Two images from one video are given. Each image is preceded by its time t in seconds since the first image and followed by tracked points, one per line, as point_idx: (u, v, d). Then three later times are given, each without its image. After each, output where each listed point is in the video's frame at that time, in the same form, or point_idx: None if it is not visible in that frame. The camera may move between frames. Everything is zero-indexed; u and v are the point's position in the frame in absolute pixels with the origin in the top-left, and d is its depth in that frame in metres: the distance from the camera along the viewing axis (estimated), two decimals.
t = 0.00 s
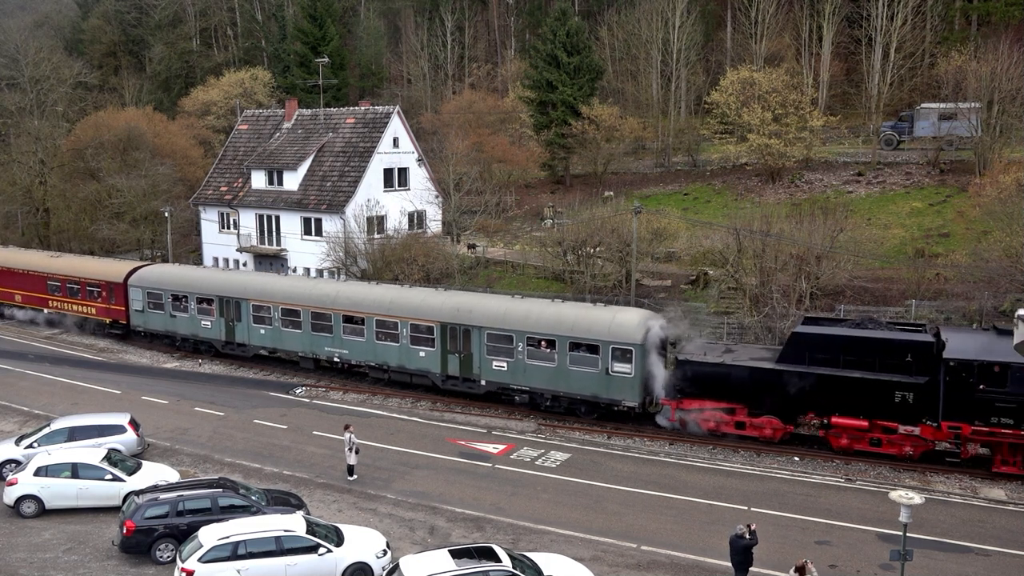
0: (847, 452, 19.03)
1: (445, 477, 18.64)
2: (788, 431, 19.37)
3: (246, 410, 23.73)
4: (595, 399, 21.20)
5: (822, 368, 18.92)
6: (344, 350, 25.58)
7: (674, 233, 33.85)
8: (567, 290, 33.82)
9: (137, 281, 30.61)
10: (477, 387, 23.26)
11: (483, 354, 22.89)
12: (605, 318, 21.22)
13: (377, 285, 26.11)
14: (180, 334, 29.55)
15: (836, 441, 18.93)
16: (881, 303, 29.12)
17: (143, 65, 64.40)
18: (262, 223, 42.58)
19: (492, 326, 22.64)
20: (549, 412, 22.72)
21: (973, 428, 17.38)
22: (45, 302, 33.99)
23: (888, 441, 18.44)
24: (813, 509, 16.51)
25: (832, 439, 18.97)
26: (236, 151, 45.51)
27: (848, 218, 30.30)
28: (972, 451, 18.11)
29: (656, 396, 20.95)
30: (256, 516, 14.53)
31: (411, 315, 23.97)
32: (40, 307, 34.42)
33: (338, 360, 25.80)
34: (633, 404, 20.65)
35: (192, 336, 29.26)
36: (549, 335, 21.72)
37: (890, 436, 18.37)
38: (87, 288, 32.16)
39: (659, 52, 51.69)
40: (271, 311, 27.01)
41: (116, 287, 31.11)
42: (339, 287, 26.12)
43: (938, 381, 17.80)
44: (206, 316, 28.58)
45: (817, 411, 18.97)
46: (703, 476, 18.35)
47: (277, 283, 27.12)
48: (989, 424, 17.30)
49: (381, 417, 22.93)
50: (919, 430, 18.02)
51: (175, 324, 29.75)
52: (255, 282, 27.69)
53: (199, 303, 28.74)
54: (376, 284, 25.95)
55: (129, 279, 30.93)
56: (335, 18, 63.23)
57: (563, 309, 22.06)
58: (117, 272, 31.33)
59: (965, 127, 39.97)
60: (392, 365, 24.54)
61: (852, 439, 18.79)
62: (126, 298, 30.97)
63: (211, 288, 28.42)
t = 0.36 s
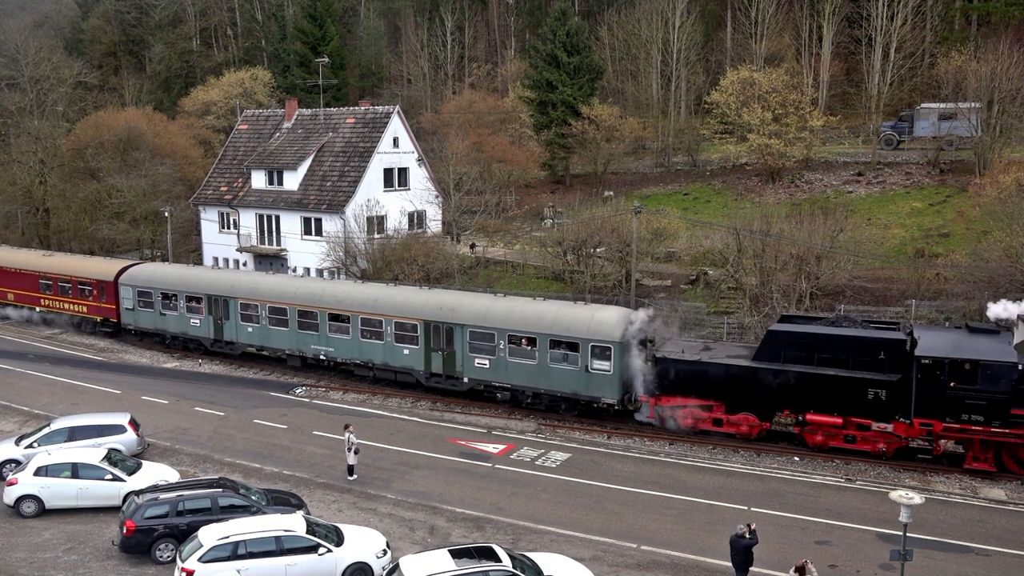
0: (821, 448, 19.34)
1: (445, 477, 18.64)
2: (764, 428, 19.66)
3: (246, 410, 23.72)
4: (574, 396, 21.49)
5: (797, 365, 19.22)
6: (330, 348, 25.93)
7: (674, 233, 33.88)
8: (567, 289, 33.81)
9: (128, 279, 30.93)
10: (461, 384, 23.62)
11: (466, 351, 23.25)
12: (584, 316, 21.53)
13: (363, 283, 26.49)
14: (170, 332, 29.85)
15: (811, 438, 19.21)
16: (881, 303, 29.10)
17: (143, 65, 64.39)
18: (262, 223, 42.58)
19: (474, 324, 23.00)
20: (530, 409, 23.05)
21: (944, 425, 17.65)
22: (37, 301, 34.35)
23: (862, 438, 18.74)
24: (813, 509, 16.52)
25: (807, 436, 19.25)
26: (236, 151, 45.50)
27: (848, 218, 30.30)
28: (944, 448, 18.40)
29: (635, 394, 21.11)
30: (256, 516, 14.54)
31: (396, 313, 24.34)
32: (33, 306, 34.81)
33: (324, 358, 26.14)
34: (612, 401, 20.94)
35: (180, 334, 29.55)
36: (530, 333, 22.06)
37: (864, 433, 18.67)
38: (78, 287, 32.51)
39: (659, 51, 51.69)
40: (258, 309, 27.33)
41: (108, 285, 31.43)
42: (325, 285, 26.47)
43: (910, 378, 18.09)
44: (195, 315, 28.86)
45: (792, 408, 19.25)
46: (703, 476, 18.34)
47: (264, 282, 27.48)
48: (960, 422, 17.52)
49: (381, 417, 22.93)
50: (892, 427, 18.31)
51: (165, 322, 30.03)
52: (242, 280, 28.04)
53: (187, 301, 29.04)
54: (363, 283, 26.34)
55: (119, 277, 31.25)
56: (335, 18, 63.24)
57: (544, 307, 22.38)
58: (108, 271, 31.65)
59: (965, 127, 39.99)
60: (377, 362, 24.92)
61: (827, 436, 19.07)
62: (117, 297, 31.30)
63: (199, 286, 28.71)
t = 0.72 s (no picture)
0: (796, 445, 19.59)
1: (444, 477, 18.64)
2: (740, 425, 19.93)
3: (245, 410, 23.73)
4: (554, 393, 21.78)
5: (771, 362, 19.47)
6: (316, 346, 26.33)
7: (674, 233, 34.02)
8: (567, 289, 33.80)
9: (118, 278, 31.23)
10: (443, 382, 23.93)
11: (448, 349, 23.56)
12: (563, 313, 21.84)
13: (349, 282, 26.81)
14: (159, 331, 30.22)
15: (786, 435, 19.50)
16: (881, 303, 29.10)
17: (143, 65, 64.36)
18: (262, 223, 42.59)
19: (456, 322, 23.32)
20: (512, 407, 23.27)
21: (915, 422, 17.93)
22: (29, 300, 34.76)
23: (835, 435, 18.94)
24: (813, 509, 16.52)
25: (781, 433, 19.55)
26: (236, 151, 45.51)
27: (848, 218, 30.29)
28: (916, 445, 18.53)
29: (614, 392, 21.41)
30: (256, 516, 14.53)
31: (380, 311, 24.68)
32: (26, 304, 35.20)
33: (311, 356, 26.54)
34: (591, 398, 21.17)
35: (170, 333, 29.92)
36: (511, 331, 22.36)
37: (837, 430, 18.88)
38: (69, 285, 32.94)
39: (658, 51, 51.67)
40: (245, 308, 27.68)
41: (98, 284, 31.74)
42: (311, 284, 26.79)
43: (882, 376, 18.32)
44: (184, 313, 29.23)
45: (767, 405, 19.44)
46: (703, 476, 18.34)
47: (251, 281, 27.83)
48: (930, 419, 17.79)
49: (382, 417, 22.92)
50: (865, 424, 18.49)
51: (155, 321, 30.41)
52: (230, 279, 28.38)
53: (177, 300, 29.41)
54: (348, 282, 26.66)
55: (109, 277, 31.51)
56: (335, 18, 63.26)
57: (524, 306, 22.68)
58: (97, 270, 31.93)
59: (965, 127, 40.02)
60: (362, 360, 25.27)
61: (802, 433, 19.31)
62: (107, 295, 31.68)
63: (188, 285, 29.05)
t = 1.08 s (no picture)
0: (772, 442, 19.70)
1: (444, 477, 18.64)
2: (716, 422, 20.09)
3: (245, 410, 23.73)
4: (534, 390, 22.14)
5: (745, 359, 19.63)
6: (302, 344, 26.67)
7: (674, 233, 34.11)
8: (567, 290, 33.80)
9: (107, 277, 31.53)
10: (426, 379, 24.29)
11: (431, 347, 23.91)
12: (543, 312, 22.17)
13: (333, 280, 27.12)
14: (149, 329, 30.58)
15: (761, 432, 19.65)
16: (881, 303, 29.10)
17: (143, 65, 64.34)
18: (262, 223, 42.59)
19: (438, 320, 23.66)
20: (493, 404, 23.63)
21: (886, 418, 18.19)
22: (20, 297, 35.12)
23: (809, 432, 19.07)
24: (813, 509, 16.52)
25: (757, 430, 19.70)
26: (236, 151, 45.51)
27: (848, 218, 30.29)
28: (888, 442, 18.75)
29: (593, 389, 21.75)
30: (256, 516, 14.53)
31: (364, 310, 25.03)
32: (16, 302, 35.59)
33: (296, 353, 26.88)
34: (570, 396, 21.52)
35: (159, 331, 30.28)
36: (492, 329, 22.71)
37: (810, 426, 19.02)
38: (59, 284, 33.27)
39: (658, 52, 51.68)
40: (232, 306, 28.01)
41: (88, 283, 32.09)
42: (297, 283, 27.11)
43: (855, 373, 18.46)
44: (172, 312, 29.57)
45: (742, 402, 19.59)
46: (703, 476, 18.33)
47: (237, 280, 28.15)
48: (901, 416, 18.04)
49: (381, 417, 22.93)
50: (838, 421, 18.67)
51: (144, 319, 30.77)
52: (218, 278, 28.72)
53: (165, 299, 29.77)
54: (333, 280, 26.96)
55: (99, 275, 31.85)
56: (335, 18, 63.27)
57: (505, 304, 23.01)
58: (88, 269, 32.26)
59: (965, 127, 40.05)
60: (346, 358, 25.63)
61: (776, 429, 19.46)
62: (97, 294, 31.98)
63: (176, 284, 29.40)
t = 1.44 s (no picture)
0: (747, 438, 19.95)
1: (444, 477, 18.63)
2: (693, 419, 20.35)
3: (245, 410, 23.73)
4: (514, 387, 22.38)
5: (719, 356, 19.75)
6: (287, 342, 26.92)
7: (674, 233, 34.16)
8: (567, 290, 33.80)
9: (98, 275, 31.88)
10: (408, 376, 24.56)
11: (413, 345, 24.16)
12: (523, 310, 22.36)
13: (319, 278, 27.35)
14: (139, 327, 30.94)
15: (736, 429, 19.88)
16: (881, 303, 29.11)
17: (143, 65, 64.33)
18: (262, 223, 42.59)
19: (419, 318, 23.92)
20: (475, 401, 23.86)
21: (858, 415, 18.25)
22: (12, 297, 35.57)
23: (783, 428, 19.31)
24: (813, 509, 16.52)
25: (731, 427, 19.91)
26: (236, 151, 45.50)
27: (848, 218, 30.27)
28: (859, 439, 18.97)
29: (571, 386, 21.87)
30: (256, 515, 14.53)
31: (348, 308, 25.26)
32: (8, 301, 36.00)
33: (282, 351, 27.14)
34: (549, 392, 21.76)
35: (148, 329, 30.63)
36: (472, 327, 22.93)
37: (784, 423, 19.24)
38: (51, 282, 33.50)
39: (658, 52, 51.69)
40: (219, 304, 28.30)
41: (78, 281, 32.40)
42: (283, 281, 27.36)
43: (827, 370, 18.59)
44: (161, 310, 29.89)
45: (718, 399, 19.74)
46: (703, 476, 18.33)
47: (224, 279, 28.41)
48: (872, 412, 18.11)
49: (382, 417, 22.93)
50: (811, 418, 18.86)
51: (134, 317, 31.13)
52: (205, 276, 28.99)
53: (154, 297, 30.09)
54: (318, 278, 27.19)
55: (89, 274, 32.17)
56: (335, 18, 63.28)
57: (486, 302, 23.23)
58: (79, 267, 32.55)
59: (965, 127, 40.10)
60: (331, 356, 25.89)
61: (751, 426, 19.73)
62: (88, 292, 32.26)
63: (165, 282, 29.70)
